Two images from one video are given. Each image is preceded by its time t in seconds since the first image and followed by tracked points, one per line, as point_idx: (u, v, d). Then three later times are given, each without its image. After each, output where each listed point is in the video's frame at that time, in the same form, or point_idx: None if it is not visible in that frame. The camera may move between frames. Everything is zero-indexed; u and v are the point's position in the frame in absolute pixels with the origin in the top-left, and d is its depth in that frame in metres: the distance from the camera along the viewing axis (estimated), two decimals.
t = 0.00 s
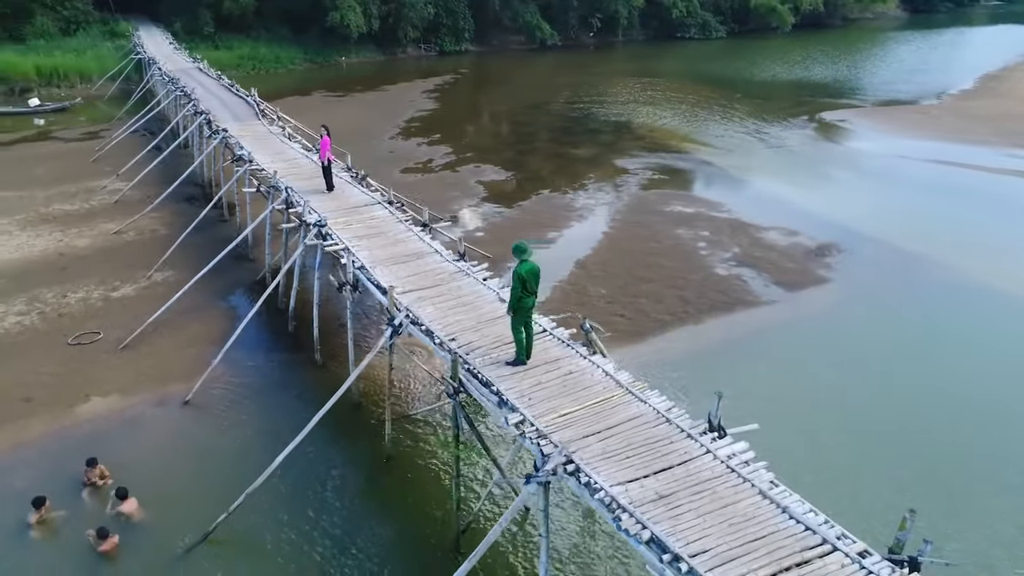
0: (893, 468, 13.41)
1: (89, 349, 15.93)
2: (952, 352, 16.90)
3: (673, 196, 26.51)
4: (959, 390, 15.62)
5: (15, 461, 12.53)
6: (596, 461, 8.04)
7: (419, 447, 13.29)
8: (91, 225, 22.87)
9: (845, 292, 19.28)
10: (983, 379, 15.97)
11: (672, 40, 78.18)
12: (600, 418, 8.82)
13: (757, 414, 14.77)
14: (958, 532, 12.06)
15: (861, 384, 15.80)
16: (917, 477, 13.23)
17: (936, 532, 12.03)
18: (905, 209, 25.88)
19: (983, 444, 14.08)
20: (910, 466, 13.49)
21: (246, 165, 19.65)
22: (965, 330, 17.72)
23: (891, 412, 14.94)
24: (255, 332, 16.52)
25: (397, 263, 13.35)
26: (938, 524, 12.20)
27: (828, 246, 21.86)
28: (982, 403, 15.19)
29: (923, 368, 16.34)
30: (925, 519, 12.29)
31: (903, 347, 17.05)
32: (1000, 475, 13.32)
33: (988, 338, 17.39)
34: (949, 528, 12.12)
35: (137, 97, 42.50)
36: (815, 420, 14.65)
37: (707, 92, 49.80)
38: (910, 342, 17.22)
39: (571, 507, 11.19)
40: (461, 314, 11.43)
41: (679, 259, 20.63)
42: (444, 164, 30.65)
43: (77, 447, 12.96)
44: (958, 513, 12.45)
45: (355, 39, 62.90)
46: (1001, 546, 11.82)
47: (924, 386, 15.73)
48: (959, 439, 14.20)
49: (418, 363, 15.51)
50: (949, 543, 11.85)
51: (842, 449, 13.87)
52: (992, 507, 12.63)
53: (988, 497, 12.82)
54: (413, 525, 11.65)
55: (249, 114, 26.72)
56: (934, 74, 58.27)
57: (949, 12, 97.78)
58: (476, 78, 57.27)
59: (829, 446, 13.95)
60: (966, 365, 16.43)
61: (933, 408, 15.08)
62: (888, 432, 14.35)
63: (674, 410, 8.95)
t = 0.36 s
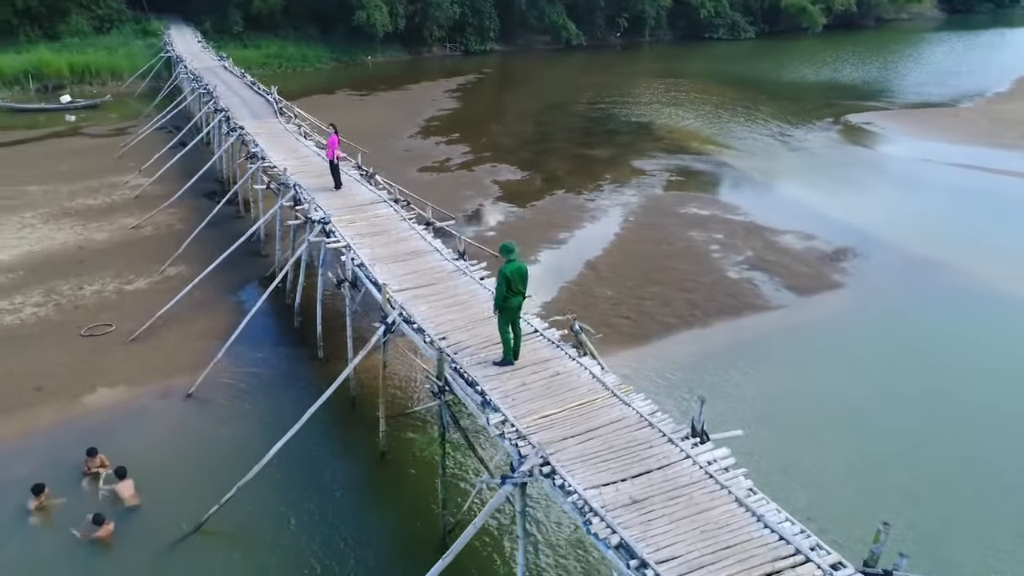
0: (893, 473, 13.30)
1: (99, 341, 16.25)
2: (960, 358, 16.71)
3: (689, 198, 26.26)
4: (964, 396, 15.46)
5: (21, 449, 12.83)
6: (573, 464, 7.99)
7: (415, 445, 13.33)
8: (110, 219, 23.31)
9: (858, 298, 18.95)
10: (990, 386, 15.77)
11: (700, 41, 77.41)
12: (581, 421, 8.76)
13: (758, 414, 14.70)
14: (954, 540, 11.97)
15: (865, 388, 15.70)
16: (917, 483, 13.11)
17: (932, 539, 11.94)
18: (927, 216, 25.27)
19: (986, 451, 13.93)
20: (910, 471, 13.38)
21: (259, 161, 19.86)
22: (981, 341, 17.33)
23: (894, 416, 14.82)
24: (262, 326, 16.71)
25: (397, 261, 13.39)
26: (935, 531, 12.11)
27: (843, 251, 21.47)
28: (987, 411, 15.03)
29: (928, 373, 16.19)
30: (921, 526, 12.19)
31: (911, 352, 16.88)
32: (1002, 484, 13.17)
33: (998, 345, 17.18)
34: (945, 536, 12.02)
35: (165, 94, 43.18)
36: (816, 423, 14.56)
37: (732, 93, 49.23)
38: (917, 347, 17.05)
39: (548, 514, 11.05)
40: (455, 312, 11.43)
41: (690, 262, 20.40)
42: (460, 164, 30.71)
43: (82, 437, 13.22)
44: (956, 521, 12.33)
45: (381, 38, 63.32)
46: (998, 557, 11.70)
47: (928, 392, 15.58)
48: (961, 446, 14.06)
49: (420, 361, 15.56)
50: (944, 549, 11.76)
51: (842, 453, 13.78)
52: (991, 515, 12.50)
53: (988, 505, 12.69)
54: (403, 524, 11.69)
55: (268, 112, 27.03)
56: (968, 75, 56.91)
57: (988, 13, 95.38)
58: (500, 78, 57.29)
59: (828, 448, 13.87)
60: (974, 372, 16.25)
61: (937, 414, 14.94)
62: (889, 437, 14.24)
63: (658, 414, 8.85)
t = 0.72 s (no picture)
0: (899, 480, 13.24)
1: (118, 331, 16.67)
2: (976, 365, 16.52)
3: (713, 201, 25.89)
4: (978, 405, 15.30)
5: (36, 434, 13.24)
6: (555, 466, 7.93)
7: (416, 442, 13.39)
8: (139, 213, 23.89)
9: (880, 306, 18.53)
10: (1006, 394, 15.58)
11: (738, 42, 76.28)
12: (568, 422, 8.69)
13: (767, 415, 14.65)
14: (959, 553, 11.78)
15: (877, 392, 15.57)
16: (924, 491, 13.03)
17: (935, 548, 11.88)
18: (961, 223, 24.52)
19: (996, 461, 13.82)
20: (917, 478, 13.30)
21: (280, 158, 20.16)
22: (1006, 354, 16.84)
23: (904, 423, 14.72)
24: (276, 321, 16.98)
25: (403, 259, 13.47)
26: (939, 540, 12.02)
27: (868, 257, 20.96)
28: (1002, 420, 14.86)
29: (942, 378, 16.04)
30: (926, 537, 12.03)
31: (926, 358, 16.70)
32: (1010, 495, 13.07)
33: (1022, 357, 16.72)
34: (949, 545, 11.95)
35: (203, 90, 44.04)
36: (826, 426, 14.47)
37: (766, 95, 48.43)
38: (933, 352, 16.86)
39: (521, 520, 10.91)
40: (455, 311, 11.46)
41: (708, 265, 20.11)
42: (485, 163, 30.76)
43: (94, 424, 13.58)
44: (961, 531, 12.22)
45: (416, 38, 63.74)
46: (1002, 568, 11.61)
47: (942, 399, 15.44)
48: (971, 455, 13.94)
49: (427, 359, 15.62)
50: (948, 562, 11.58)
51: (848, 457, 13.72)
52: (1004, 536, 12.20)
53: (995, 515, 12.58)
54: (399, 520, 11.74)
55: (295, 109, 27.41)
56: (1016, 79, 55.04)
57: None
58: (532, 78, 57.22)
59: (836, 452, 13.82)
60: (989, 380, 16.04)
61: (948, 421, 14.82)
62: (898, 443, 14.15)
63: (646, 419, 8.73)
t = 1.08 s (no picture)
0: (909, 487, 13.07)
1: (141, 321, 17.14)
2: (1003, 377, 16.01)
3: (739, 204, 25.50)
4: (995, 410, 15.03)
5: (56, 419, 13.70)
6: (537, 466, 7.91)
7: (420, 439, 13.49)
8: (171, 206, 24.50)
9: (905, 314, 18.05)
10: None
11: (779, 43, 74.91)
12: (556, 423, 8.66)
13: (775, 417, 14.49)
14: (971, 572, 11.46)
15: (895, 399, 15.23)
16: (934, 498, 12.86)
17: (943, 557, 11.74)
18: (997, 232, 23.75)
19: (1010, 468, 13.61)
20: (932, 492, 12.98)
21: (303, 155, 20.48)
22: None
23: (916, 427, 14.51)
24: (292, 315, 17.26)
25: (412, 256, 13.57)
26: (949, 557, 11.73)
27: (895, 265, 20.43)
28: (1017, 427, 14.63)
29: (966, 390, 15.58)
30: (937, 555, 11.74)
31: (943, 361, 16.42)
32: (1022, 503, 12.90)
33: None
34: (957, 554, 11.80)
35: (242, 87, 44.92)
36: (835, 430, 14.29)
37: (804, 97, 47.51)
38: (958, 363, 16.38)
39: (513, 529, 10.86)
40: (456, 309, 11.51)
41: (728, 269, 19.82)
42: (511, 163, 30.79)
43: (110, 410, 14.00)
44: (975, 548, 11.91)
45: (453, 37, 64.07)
46: None
47: (957, 403, 15.20)
48: (985, 462, 13.72)
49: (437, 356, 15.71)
50: None
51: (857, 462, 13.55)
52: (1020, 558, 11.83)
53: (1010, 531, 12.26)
54: (396, 515, 11.83)
55: (324, 107, 27.80)
56: None
57: None
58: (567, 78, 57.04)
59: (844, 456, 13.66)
60: (1015, 390, 15.63)
61: (963, 427, 14.58)
62: (913, 453, 13.84)
63: (635, 422, 8.64)
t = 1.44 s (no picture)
0: (917, 494, 12.79)
1: (165, 310, 17.62)
2: None
3: (766, 208, 25.06)
4: (1008, 416, 14.71)
5: (77, 403, 14.19)
6: (518, 465, 7.91)
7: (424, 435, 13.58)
8: (202, 201, 25.09)
9: (931, 323, 17.54)
10: None
11: (823, 44, 73.28)
12: (542, 422, 8.65)
13: (781, 423, 14.24)
14: None
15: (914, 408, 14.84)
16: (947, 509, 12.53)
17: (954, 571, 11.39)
18: None
19: None
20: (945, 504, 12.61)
21: (327, 152, 20.79)
22: None
23: (934, 437, 14.12)
24: (311, 310, 17.57)
25: (422, 253, 13.66)
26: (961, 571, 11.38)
27: (924, 273, 19.86)
28: None
29: (989, 401, 15.12)
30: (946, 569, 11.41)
31: (956, 366, 16.07)
32: None
33: None
34: (967, 563, 11.52)
35: (280, 85, 45.73)
36: (847, 437, 14.00)
37: (845, 100, 46.44)
38: (983, 374, 15.90)
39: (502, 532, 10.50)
40: (459, 305, 11.59)
41: (749, 274, 19.48)
42: (538, 162, 30.79)
43: (127, 397, 14.43)
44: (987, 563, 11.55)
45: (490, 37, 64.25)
46: None
47: (969, 409, 14.88)
48: (1001, 472, 13.36)
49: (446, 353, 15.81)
50: None
51: (865, 468, 13.29)
52: None
53: None
54: (395, 509, 11.97)
55: (354, 105, 28.18)
56: None
57: None
58: (603, 78, 56.70)
59: (851, 462, 13.39)
60: None
61: (979, 435, 14.22)
62: (929, 464, 13.47)
63: (622, 424, 8.57)
